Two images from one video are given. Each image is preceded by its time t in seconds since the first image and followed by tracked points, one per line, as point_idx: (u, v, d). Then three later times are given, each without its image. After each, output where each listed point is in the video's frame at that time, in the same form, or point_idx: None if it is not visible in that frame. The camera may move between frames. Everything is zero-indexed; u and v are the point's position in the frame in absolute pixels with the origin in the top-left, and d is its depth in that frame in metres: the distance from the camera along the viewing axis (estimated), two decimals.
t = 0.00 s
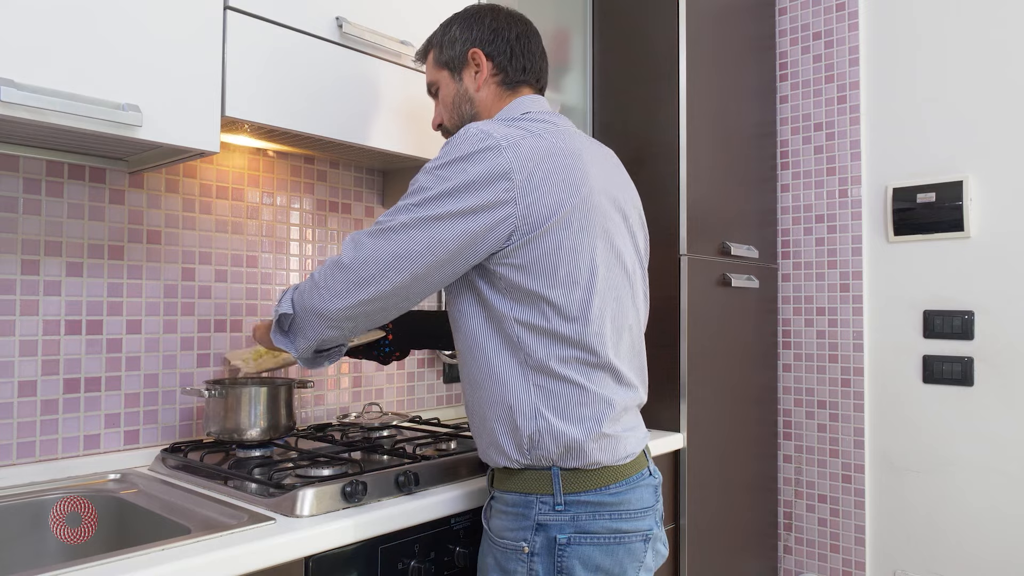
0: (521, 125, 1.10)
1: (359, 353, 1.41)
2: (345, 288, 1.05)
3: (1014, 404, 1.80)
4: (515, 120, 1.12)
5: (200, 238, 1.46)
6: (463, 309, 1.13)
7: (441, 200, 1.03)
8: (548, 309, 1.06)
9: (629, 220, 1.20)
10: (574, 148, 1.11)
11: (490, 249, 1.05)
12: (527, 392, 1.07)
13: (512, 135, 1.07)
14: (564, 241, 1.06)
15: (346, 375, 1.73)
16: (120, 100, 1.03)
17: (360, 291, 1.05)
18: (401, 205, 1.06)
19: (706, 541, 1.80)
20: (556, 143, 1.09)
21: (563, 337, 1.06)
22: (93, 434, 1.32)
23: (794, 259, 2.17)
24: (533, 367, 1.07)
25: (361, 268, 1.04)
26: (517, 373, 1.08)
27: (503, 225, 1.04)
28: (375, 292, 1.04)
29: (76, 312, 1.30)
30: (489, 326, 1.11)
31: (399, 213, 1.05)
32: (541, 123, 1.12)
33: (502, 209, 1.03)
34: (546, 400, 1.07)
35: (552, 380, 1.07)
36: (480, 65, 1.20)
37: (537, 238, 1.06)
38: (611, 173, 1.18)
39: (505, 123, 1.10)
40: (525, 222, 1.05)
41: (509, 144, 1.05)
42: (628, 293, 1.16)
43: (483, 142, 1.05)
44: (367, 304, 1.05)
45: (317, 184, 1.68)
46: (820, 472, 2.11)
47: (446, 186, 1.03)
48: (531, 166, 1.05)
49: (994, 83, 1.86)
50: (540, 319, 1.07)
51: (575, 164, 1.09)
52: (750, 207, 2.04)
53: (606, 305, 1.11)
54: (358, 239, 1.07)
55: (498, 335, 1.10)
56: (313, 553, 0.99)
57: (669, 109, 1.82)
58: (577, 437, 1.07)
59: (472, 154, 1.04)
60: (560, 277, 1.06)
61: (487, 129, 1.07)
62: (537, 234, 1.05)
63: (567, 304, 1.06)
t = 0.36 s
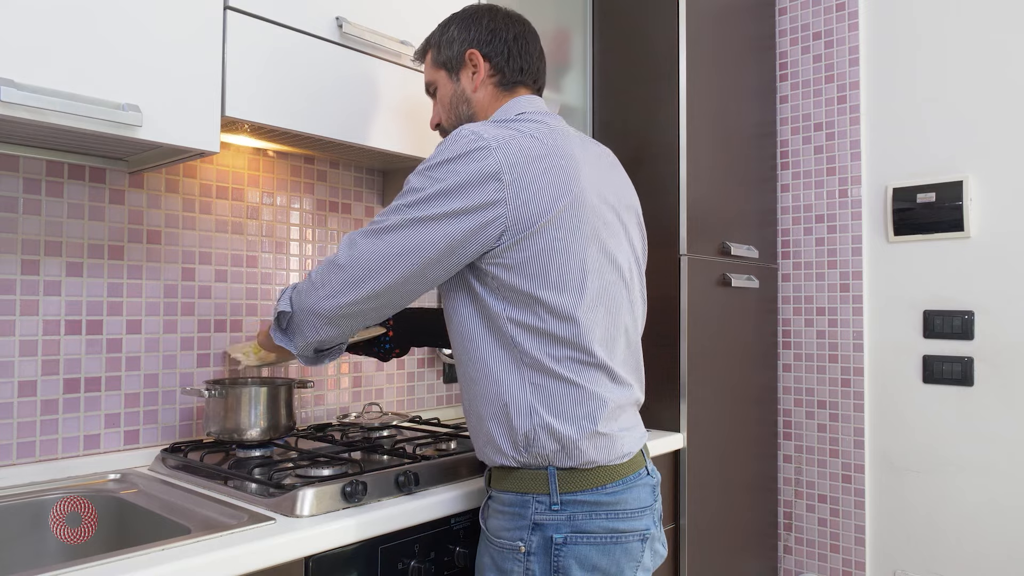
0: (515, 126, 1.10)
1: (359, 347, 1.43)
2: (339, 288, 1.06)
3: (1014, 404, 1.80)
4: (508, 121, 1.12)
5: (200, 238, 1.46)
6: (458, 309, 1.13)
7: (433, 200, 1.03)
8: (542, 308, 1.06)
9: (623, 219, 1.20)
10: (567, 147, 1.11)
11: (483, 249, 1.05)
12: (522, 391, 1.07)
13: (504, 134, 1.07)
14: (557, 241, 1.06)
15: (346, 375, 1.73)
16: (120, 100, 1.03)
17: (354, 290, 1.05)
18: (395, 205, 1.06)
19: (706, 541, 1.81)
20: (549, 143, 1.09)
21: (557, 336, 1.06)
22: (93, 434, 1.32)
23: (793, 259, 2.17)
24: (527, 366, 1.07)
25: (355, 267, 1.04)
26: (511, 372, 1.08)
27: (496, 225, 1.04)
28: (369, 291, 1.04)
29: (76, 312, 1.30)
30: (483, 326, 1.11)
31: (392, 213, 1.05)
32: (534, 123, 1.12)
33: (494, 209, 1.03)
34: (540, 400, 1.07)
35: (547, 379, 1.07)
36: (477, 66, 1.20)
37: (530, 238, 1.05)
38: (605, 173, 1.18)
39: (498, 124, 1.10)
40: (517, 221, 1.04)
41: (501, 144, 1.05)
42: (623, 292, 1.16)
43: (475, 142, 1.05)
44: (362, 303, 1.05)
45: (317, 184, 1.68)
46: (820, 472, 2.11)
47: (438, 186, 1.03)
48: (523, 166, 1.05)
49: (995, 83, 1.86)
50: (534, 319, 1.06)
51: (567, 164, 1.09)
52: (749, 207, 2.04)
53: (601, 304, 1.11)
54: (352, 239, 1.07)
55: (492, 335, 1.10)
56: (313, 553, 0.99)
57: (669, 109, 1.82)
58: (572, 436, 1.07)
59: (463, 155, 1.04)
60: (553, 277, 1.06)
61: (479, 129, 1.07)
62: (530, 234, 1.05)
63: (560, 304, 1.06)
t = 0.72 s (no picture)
0: (515, 126, 1.10)
1: (359, 349, 1.40)
2: (339, 289, 1.05)
3: (1014, 404, 1.80)
4: (508, 121, 1.12)
5: (200, 238, 1.46)
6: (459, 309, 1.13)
7: (434, 200, 1.03)
8: (543, 308, 1.06)
9: (624, 219, 1.20)
10: (568, 147, 1.11)
11: (484, 249, 1.05)
12: (523, 392, 1.07)
13: (505, 134, 1.07)
14: (558, 241, 1.06)
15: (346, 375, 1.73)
16: (120, 100, 1.03)
17: (353, 291, 1.05)
18: (396, 205, 1.05)
19: (706, 541, 1.81)
20: (550, 143, 1.09)
21: (558, 336, 1.06)
22: (93, 434, 1.32)
23: (794, 259, 2.17)
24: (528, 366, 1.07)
25: (355, 268, 1.04)
26: (512, 373, 1.08)
27: (497, 225, 1.03)
28: (369, 293, 1.04)
29: (76, 312, 1.30)
30: (484, 327, 1.11)
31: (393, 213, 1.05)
32: (535, 123, 1.12)
33: (495, 208, 1.03)
34: (541, 401, 1.07)
35: (547, 380, 1.07)
36: (476, 66, 1.20)
37: (531, 238, 1.05)
38: (606, 173, 1.18)
39: (499, 124, 1.10)
40: (518, 221, 1.04)
41: (501, 144, 1.05)
42: (623, 293, 1.16)
43: (475, 142, 1.05)
44: (361, 305, 1.05)
45: (317, 184, 1.68)
46: (820, 472, 2.11)
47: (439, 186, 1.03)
48: (524, 166, 1.05)
49: (995, 83, 1.86)
50: (535, 319, 1.06)
51: (568, 163, 1.09)
52: (749, 207, 2.04)
53: (602, 305, 1.11)
54: (353, 239, 1.07)
55: (493, 336, 1.10)
56: (313, 553, 0.99)
57: (669, 109, 1.82)
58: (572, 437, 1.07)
59: (464, 154, 1.04)
60: (554, 277, 1.06)
61: (480, 129, 1.07)
62: (531, 234, 1.05)
63: (561, 304, 1.06)
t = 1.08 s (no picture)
0: (517, 127, 1.10)
1: (362, 350, 1.40)
2: (340, 291, 1.05)
3: (1014, 404, 1.80)
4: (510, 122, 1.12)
5: (200, 238, 1.46)
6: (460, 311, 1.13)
7: (436, 201, 1.03)
8: (544, 309, 1.06)
9: (625, 220, 1.20)
10: (570, 148, 1.11)
11: (485, 250, 1.05)
12: (524, 394, 1.07)
13: (507, 135, 1.07)
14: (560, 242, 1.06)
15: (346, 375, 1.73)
16: (120, 100, 1.03)
17: (355, 294, 1.04)
18: (398, 206, 1.06)
19: (706, 541, 1.80)
20: (552, 144, 1.09)
21: (559, 337, 1.06)
22: (93, 434, 1.32)
23: (794, 259, 2.17)
24: (529, 368, 1.07)
25: (356, 269, 1.04)
26: (514, 374, 1.08)
27: (499, 226, 1.04)
28: (371, 294, 1.04)
29: (76, 312, 1.30)
30: (485, 328, 1.11)
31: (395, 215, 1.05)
32: (537, 124, 1.12)
33: (496, 210, 1.03)
34: (542, 402, 1.07)
35: (549, 381, 1.07)
36: (477, 66, 1.20)
37: (532, 239, 1.05)
38: (607, 174, 1.18)
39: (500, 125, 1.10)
40: (520, 222, 1.04)
41: (503, 145, 1.05)
42: (625, 294, 1.16)
43: (477, 143, 1.05)
44: (363, 308, 1.05)
45: (317, 184, 1.68)
46: (820, 472, 2.11)
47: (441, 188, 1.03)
48: (526, 167, 1.05)
49: (995, 83, 1.86)
50: (536, 320, 1.06)
51: (569, 164, 1.09)
52: (749, 207, 2.04)
53: (604, 306, 1.11)
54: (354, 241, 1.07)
55: (495, 337, 1.10)
56: (313, 553, 0.99)
57: (669, 109, 1.82)
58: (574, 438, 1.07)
59: (466, 156, 1.04)
60: (556, 279, 1.06)
61: (482, 130, 1.07)
62: (533, 235, 1.05)
63: (562, 305, 1.06)
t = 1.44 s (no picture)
0: (513, 126, 1.10)
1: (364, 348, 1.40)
2: (337, 288, 1.05)
3: (1014, 404, 1.80)
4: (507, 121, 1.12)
5: (200, 238, 1.46)
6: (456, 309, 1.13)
7: (432, 200, 1.03)
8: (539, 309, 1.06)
9: (622, 220, 1.20)
10: (566, 148, 1.11)
11: (480, 249, 1.05)
12: (521, 392, 1.07)
13: (502, 135, 1.07)
14: (555, 241, 1.06)
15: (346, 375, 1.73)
16: (120, 100, 1.03)
17: (353, 291, 1.05)
18: (393, 204, 1.06)
19: (706, 541, 1.80)
20: (548, 144, 1.09)
21: (555, 336, 1.06)
22: (93, 434, 1.32)
23: (794, 259, 2.17)
24: (525, 366, 1.07)
25: (353, 267, 1.04)
26: (510, 372, 1.08)
27: (493, 226, 1.04)
28: (368, 291, 1.04)
29: (77, 312, 1.30)
30: (481, 326, 1.11)
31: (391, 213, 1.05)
32: (534, 124, 1.12)
33: (491, 209, 1.03)
34: (539, 400, 1.07)
35: (545, 379, 1.07)
36: (477, 65, 1.20)
37: (527, 239, 1.05)
38: (604, 173, 1.18)
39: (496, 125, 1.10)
40: (514, 222, 1.04)
41: (499, 145, 1.05)
42: (622, 292, 1.16)
43: (473, 143, 1.05)
44: (361, 303, 1.05)
45: (317, 184, 1.68)
46: (820, 472, 2.11)
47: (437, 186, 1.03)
48: (521, 167, 1.05)
49: (995, 82, 1.86)
50: (532, 319, 1.06)
51: (565, 164, 1.09)
52: (749, 207, 2.04)
53: (600, 306, 1.11)
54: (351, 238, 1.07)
55: (492, 336, 1.10)
56: (313, 553, 0.99)
57: (669, 109, 1.82)
58: (569, 437, 1.07)
59: (462, 155, 1.04)
60: (551, 278, 1.06)
61: (478, 130, 1.07)
62: (528, 235, 1.05)
63: (557, 304, 1.06)
